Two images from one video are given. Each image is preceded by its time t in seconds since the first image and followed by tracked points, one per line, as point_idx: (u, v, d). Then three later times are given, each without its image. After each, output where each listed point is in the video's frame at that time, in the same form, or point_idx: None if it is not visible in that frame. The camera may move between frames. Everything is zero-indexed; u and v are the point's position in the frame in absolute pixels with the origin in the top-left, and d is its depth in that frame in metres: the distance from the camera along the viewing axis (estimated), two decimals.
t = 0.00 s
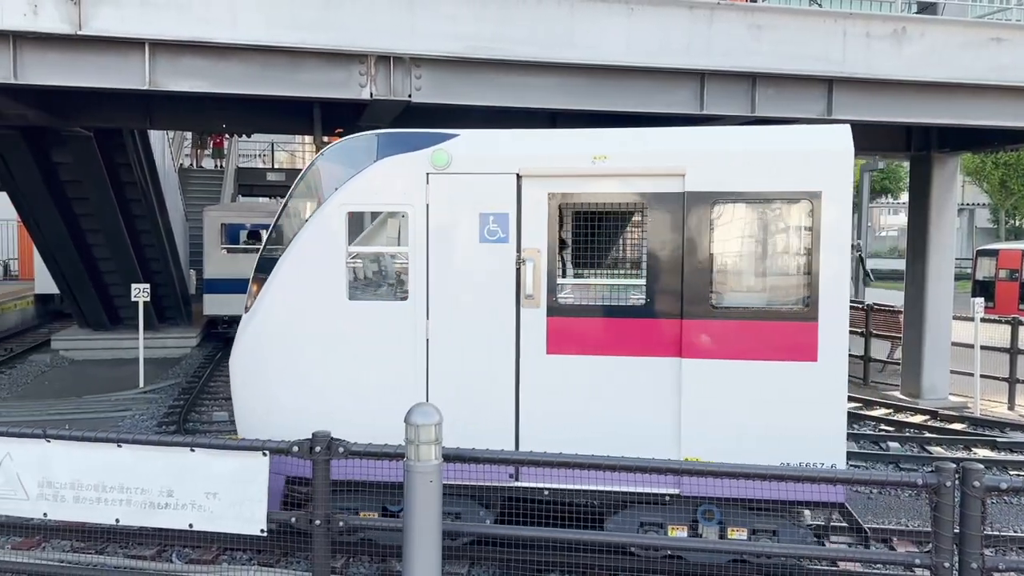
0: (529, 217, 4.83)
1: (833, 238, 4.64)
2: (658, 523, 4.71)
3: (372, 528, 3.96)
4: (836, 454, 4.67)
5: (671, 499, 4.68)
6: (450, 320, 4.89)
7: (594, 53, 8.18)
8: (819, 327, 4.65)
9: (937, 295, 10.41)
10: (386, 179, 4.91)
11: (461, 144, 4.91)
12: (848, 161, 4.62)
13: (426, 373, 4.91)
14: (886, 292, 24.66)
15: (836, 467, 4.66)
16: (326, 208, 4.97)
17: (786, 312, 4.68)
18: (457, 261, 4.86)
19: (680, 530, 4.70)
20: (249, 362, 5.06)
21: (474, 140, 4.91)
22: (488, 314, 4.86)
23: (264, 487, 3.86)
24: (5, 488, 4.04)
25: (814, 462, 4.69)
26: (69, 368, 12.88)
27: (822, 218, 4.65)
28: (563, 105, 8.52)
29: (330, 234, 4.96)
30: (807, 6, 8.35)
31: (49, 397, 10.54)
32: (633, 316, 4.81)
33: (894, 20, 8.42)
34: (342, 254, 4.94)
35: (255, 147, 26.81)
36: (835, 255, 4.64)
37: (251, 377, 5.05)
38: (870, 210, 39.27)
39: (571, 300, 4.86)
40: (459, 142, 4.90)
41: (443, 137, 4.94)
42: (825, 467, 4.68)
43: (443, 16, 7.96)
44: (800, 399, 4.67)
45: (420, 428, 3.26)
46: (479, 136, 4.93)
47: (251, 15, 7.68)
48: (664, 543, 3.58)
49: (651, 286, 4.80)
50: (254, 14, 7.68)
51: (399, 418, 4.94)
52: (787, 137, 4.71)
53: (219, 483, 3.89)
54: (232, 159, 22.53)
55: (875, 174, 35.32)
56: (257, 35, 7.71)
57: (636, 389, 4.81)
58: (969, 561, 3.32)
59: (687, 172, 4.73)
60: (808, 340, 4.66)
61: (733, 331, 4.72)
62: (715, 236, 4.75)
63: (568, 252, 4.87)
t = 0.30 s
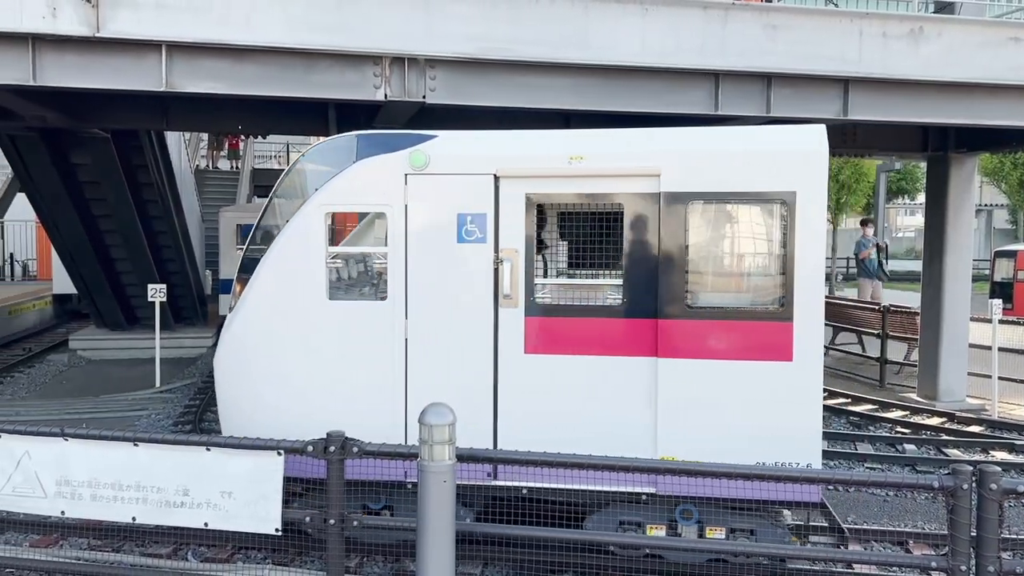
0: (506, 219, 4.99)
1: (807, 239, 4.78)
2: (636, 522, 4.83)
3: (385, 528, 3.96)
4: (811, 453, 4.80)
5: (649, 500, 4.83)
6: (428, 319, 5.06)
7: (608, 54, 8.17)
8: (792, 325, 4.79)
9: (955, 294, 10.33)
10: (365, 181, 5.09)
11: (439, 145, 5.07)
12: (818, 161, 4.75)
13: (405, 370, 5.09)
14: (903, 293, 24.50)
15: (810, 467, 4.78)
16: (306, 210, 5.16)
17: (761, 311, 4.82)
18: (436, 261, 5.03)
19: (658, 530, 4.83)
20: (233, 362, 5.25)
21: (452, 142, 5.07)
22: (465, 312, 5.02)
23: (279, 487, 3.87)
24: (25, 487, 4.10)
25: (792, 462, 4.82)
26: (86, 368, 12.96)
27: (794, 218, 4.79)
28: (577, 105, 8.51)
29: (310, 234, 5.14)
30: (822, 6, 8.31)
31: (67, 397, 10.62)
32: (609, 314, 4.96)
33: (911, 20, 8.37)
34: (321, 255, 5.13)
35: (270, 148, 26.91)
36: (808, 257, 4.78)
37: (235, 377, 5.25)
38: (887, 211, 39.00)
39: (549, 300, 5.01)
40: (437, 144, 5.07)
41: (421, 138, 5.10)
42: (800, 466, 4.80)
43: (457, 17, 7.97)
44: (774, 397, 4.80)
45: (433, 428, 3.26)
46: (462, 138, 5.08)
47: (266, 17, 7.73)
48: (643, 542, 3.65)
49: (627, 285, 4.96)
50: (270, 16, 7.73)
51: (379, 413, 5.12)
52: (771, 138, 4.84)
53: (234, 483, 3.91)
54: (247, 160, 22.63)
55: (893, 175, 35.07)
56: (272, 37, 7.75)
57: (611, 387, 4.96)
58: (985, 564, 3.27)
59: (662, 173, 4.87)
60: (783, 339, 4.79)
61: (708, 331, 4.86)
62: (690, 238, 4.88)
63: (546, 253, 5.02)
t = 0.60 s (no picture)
0: (482, 220, 5.06)
1: (780, 240, 4.79)
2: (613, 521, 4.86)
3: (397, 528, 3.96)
4: (784, 454, 4.81)
5: (626, 501, 4.82)
6: (405, 319, 5.12)
7: (620, 55, 8.16)
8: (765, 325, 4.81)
9: (971, 295, 10.25)
10: (343, 183, 5.17)
11: (416, 147, 5.14)
12: (793, 161, 4.76)
13: (382, 369, 5.16)
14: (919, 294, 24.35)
15: (786, 467, 4.79)
16: (285, 211, 5.24)
17: (734, 312, 4.85)
18: (413, 261, 5.09)
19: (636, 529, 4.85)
20: (216, 362, 5.36)
21: (429, 144, 5.13)
22: (442, 312, 5.08)
23: (292, 486, 3.89)
24: (41, 486, 4.15)
25: (766, 461, 4.82)
26: (102, 368, 13.05)
27: (767, 218, 4.81)
28: (590, 107, 8.51)
29: (289, 235, 5.22)
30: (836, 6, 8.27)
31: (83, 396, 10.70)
32: (584, 314, 5.02)
33: (926, 20, 8.31)
34: (299, 256, 5.21)
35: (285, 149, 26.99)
36: (782, 258, 4.80)
37: (217, 376, 5.36)
38: (903, 211, 38.76)
39: (524, 300, 5.08)
40: (414, 146, 5.14)
41: (399, 140, 5.17)
42: (775, 466, 4.81)
43: (469, 18, 7.97)
44: (747, 397, 4.84)
45: (445, 429, 3.27)
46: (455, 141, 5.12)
47: (280, 20, 7.76)
48: (621, 542, 3.70)
49: (602, 286, 5.01)
50: (283, 18, 7.77)
51: (357, 412, 5.20)
52: (750, 139, 4.86)
53: (247, 482, 3.93)
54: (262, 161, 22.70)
55: (908, 175, 34.85)
56: (286, 39, 7.79)
57: (587, 386, 5.01)
58: (1002, 568, 3.26)
59: (637, 175, 4.92)
60: (756, 339, 4.82)
61: (683, 332, 4.90)
62: (664, 239, 4.92)
63: (524, 254, 5.09)
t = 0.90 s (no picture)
0: (460, 221, 5.06)
1: (751, 241, 4.77)
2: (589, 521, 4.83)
3: (408, 529, 3.98)
4: (758, 454, 4.79)
5: (600, 500, 4.82)
6: (382, 319, 5.12)
7: (632, 56, 8.15)
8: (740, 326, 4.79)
9: (984, 295, 10.22)
10: (320, 184, 5.15)
11: (393, 148, 5.13)
12: (766, 164, 4.75)
13: (360, 369, 5.16)
14: (932, 296, 24.22)
15: (759, 467, 4.76)
16: (263, 211, 5.23)
17: (707, 312, 4.83)
18: (391, 262, 5.09)
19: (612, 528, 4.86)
20: (197, 362, 5.36)
21: (407, 144, 5.11)
22: (419, 313, 5.09)
23: (303, 486, 3.91)
24: (55, 486, 4.17)
25: (738, 462, 4.82)
26: (115, 369, 13.13)
27: (741, 220, 4.79)
28: (601, 108, 8.51)
29: (267, 236, 5.21)
30: (848, 6, 8.23)
31: (96, 397, 10.76)
32: (560, 314, 5.01)
33: (939, 20, 8.26)
34: (277, 257, 5.20)
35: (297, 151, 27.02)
36: (754, 258, 4.77)
37: (199, 375, 5.36)
38: (916, 212, 38.57)
39: (500, 300, 5.09)
40: (392, 146, 5.13)
41: (376, 141, 5.15)
42: (749, 467, 4.79)
43: (481, 20, 7.97)
44: (720, 398, 4.82)
45: (457, 430, 3.27)
46: (458, 144, 5.07)
47: (292, 22, 7.79)
48: (598, 541, 3.77)
49: (577, 286, 5.00)
50: (296, 20, 7.79)
51: (335, 413, 5.19)
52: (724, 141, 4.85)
53: (257, 483, 3.94)
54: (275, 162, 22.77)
55: (921, 176, 34.65)
56: (298, 41, 7.82)
57: (562, 387, 5.01)
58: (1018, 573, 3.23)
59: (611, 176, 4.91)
60: (729, 340, 4.79)
61: (658, 333, 4.89)
62: (638, 240, 4.92)
63: (502, 255, 5.10)
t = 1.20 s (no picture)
0: (435, 222, 5.06)
1: (724, 242, 4.76)
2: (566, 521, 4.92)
3: (418, 530, 3.98)
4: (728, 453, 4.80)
5: (575, 499, 4.92)
6: (358, 320, 5.12)
7: (641, 57, 8.14)
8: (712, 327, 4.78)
9: (997, 296, 10.13)
10: (296, 185, 5.17)
11: (370, 149, 5.13)
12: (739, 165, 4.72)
13: (336, 369, 5.17)
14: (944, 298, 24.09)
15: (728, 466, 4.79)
16: (243, 212, 5.26)
17: (680, 313, 4.83)
18: (367, 262, 5.09)
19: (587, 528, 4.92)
20: (178, 361, 5.38)
21: (383, 145, 5.11)
22: (395, 314, 5.09)
23: (313, 487, 3.92)
24: (67, 485, 4.20)
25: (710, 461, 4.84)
26: (126, 369, 13.19)
27: (714, 221, 4.77)
28: (611, 109, 8.50)
29: (245, 237, 5.25)
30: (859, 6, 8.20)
31: (107, 397, 10.81)
32: (534, 314, 5.00)
33: (950, 20, 8.22)
34: (256, 257, 5.24)
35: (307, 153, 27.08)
36: (725, 259, 4.76)
37: (179, 374, 5.38)
38: (928, 213, 38.37)
39: (475, 300, 5.08)
40: (368, 147, 5.12)
41: (353, 143, 5.15)
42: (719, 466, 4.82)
43: (490, 21, 7.97)
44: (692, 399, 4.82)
45: (467, 431, 3.28)
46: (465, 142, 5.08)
47: (302, 23, 7.81)
48: (574, 540, 3.78)
49: (551, 286, 4.99)
50: (305, 22, 7.81)
51: (313, 414, 5.20)
52: (697, 141, 4.82)
53: (268, 483, 3.96)
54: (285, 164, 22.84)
55: (932, 177, 34.47)
56: (308, 42, 7.84)
57: (537, 388, 4.99)
58: None
59: (585, 177, 4.90)
60: (703, 341, 4.78)
61: (631, 335, 4.88)
62: (613, 241, 4.94)
63: (480, 256, 5.11)
